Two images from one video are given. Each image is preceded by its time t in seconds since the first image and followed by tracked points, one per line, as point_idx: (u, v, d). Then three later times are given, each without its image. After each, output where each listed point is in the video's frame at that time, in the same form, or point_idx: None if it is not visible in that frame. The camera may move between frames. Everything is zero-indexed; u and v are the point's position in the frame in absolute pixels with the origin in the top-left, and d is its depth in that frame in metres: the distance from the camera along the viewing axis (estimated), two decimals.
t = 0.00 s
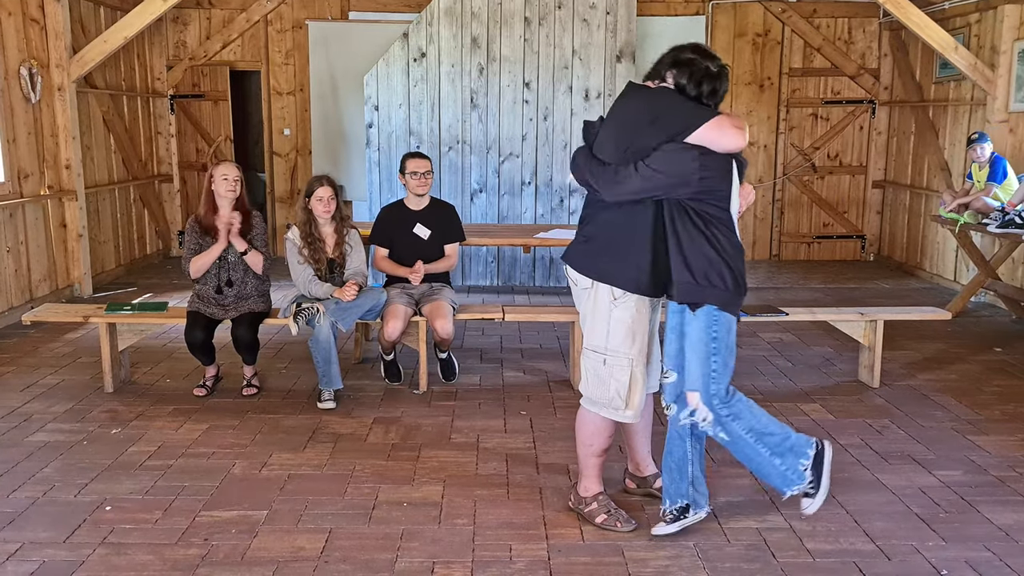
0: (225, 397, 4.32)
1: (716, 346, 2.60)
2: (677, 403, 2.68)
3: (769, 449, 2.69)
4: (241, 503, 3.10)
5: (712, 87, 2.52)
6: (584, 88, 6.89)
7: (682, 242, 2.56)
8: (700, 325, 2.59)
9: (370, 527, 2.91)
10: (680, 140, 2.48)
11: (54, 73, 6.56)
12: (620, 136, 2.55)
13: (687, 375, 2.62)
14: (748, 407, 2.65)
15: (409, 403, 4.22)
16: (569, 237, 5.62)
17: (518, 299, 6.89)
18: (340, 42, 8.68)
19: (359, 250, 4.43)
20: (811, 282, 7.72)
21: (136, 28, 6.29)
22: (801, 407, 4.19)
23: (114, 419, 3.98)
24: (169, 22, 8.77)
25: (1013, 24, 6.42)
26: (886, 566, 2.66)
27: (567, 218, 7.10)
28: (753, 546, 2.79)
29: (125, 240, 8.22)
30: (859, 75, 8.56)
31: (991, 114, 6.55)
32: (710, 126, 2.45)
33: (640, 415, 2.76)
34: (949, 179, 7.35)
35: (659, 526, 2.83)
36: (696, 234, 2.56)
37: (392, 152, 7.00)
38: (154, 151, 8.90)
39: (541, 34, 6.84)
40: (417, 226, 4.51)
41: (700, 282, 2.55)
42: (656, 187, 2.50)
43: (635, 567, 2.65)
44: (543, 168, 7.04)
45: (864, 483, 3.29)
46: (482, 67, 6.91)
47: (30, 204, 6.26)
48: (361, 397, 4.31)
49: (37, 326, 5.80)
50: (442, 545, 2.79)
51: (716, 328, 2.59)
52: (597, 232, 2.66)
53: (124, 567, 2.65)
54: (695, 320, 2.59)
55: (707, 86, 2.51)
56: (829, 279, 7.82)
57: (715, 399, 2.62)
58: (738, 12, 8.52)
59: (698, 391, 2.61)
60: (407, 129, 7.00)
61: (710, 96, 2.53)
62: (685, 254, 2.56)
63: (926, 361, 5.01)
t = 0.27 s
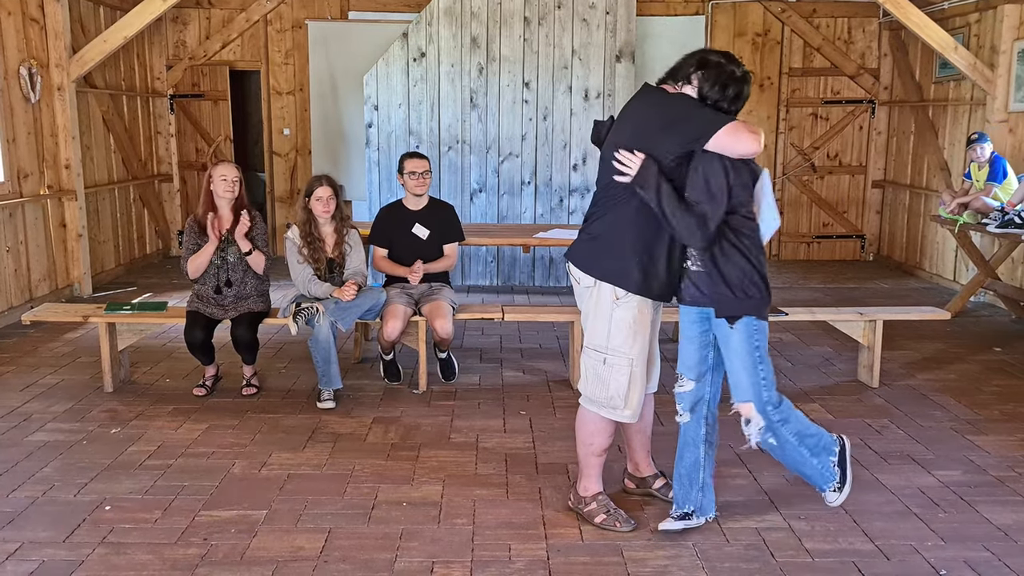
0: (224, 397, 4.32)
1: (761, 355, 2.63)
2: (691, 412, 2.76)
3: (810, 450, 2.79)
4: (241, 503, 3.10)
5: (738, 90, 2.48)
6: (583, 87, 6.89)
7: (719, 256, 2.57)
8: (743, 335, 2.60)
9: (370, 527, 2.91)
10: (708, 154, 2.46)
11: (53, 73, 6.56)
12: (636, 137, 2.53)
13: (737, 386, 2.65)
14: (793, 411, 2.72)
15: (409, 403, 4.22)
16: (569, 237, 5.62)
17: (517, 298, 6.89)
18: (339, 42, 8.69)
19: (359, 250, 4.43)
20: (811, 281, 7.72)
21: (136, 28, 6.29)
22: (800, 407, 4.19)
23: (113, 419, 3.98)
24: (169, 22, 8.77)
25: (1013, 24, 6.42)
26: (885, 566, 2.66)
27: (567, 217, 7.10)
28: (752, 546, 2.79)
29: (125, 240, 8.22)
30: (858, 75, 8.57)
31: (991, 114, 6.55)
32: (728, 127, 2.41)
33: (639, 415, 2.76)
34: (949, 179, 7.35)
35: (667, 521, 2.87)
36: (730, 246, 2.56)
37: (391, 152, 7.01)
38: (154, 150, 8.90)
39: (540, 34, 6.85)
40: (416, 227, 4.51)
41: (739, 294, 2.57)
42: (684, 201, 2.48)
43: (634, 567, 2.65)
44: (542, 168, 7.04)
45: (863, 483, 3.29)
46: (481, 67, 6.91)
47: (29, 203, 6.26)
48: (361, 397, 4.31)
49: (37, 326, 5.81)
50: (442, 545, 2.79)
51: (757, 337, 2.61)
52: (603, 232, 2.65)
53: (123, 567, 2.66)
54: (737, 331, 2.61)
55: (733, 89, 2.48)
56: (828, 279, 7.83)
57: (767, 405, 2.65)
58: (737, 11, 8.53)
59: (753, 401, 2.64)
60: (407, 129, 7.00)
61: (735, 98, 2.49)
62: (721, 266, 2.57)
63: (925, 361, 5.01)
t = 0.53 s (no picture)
0: (224, 396, 4.32)
1: (790, 358, 2.65)
2: (702, 413, 2.75)
3: (821, 463, 2.78)
4: (240, 503, 3.10)
5: (764, 82, 2.44)
6: (583, 86, 6.88)
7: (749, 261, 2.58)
8: (773, 339, 2.62)
9: (369, 526, 2.91)
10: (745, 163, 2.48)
11: (52, 72, 6.55)
12: (637, 137, 2.53)
13: (766, 389, 2.66)
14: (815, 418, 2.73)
15: (409, 402, 4.22)
16: (568, 236, 5.62)
17: (517, 298, 6.89)
18: (339, 42, 8.70)
19: (359, 249, 4.42)
20: (810, 280, 7.73)
21: (135, 26, 6.29)
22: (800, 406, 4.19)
23: (113, 419, 3.98)
24: (168, 21, 8.77)
25: (1012, 23, 6.42)
26: (884, 565, 2.66)
27: (566, 217, 7.10)
28: (752, 545, 2.79)
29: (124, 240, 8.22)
30: (858, 74, 8.57)
31: (991, 113, 6.55)
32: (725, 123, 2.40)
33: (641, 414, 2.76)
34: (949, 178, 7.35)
35: (669, 524, 2.85)
36: (759, 250, 2.58)
37: (391, 151, 7.00)
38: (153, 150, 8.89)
39: (540, 33, 6.85)
40: (416, 226, 4.50)
41: (767, 298, 2.58)
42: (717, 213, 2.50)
43: (633, 566, 2.65)
44: (542, 168, 7.03)
45: (863, 482, 3.29)
46: (480, 66, 6.91)
47: (28, 203, 6.26)
48: (360, 396, 4.31)
49: (36, 325, 5.81)
50: (441, 544, 2.79)
51: (786, 341, 2.64)
52: (605, 232, 2.66)
53: (122, 566, 2.66)
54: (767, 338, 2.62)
55: (760, 82, 2.43)
56: (828, 278, 7.83)
57: (795, 408, 2.67)
58: (736, 10, 8.53)
59: (782, 403, 2.66)
60: (407, 128, 7.00)
61: (763, 92, 2.45)
62: (750, 271, 2.58)
63: (925, 360, 5.01)
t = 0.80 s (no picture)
0: (225, 395, 4.32)
1: (818, 373, 2.55)
2: (722, 416, 2.70)
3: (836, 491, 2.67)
4: (240, 502, 3.10)
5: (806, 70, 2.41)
6: (583, 85, 6.88)
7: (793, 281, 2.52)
8: (801, 354, 2.55)
9: (369, 525, 2.91)
10: (806, 180, 2.41)
11: (53, 71, 6.54)
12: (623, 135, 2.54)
13: (788, 400, 2.60)
14: (841, 439, 2.62)
15: (409, 401, 4.22)
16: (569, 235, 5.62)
17: (517, 297, 6.90)
18: (339, 41, 8.69)
19: (360, 249, 4.42)
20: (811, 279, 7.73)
21: (136, 25, 6.29)
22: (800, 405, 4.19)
23: (113, 418, 3.98)
24: (169, 20, 8.76)
25: (1013, 22, 6.41)
26: (885, 564, 2.66)
27: (567, 216, 7.09)
28: (753, 544, 2.79)
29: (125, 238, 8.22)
30: (858, 73, 8.56)
31: (991, 112, 6.54)
32: (662, 178, 2.44)
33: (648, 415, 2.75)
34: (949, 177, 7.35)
35: (669, 530, 2.82)
36: (805, 271, 2.52)
37: (391, 150, 7.00)
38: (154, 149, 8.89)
39: (540, 32, 6.84)
40: (416, 225, 4.50)
41: (803, 317, 2.50)
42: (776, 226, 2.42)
43: (634, 565, 2.65)
44: (543, 166, 7.03)
45: (863, 481, 3.29)
46: (481, 65, 6.91)
47: (29, 202, 6.26)
48: (361, 396, 4.31)
49: (37, 324, 5.81)
50: (442, 543, 2.80)
51: (817, 356, 2.54)
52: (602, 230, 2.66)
53: (123, 565, 2.66)
54: (794, 352, 2.55)
55: (803, 74, 2.39)
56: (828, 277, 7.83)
57: (817, 424, 2.58)
58: (737, 9, 8.52)
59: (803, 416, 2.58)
60: (407, 127, 7.00)
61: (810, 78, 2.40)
62: (792, 289, 2.52)
63: (925, 359, 5.01)
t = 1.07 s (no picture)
0: (226, 394, 4.32)
1: (846, 374, 2.57)
2: (759, 409, 2.71)
3: (848, 492, 2.67)
4: (241, 501, 3.10)
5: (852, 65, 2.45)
6: (585, 85, 6.87)
7: (828, 280, 2.53)
8: (830, 355, 2.56)
9: (371, 525, 2.91)
10: (837, 173, 2.40)
11: (54, 70, 6.54)
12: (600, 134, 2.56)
13: (814, 398, 2.61)
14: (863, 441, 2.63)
15: (410, 401, 4.22)
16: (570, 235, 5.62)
17: (518, 296, 6.90)
18: (340, 40, 8.63)
19: (363, 249, 4.42)
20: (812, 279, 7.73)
21: (137, 25, 6.29)
22: (801, 405, 4.19)
23: (115, 416, 3.99)
24: (170, 20, 8.77)
25: (1015, 22, 6.40)
26: (886, 564, 2.66)
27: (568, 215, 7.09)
28: (754, 544, 2.79)
29: (126, 238, 8.23)
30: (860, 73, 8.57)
31: (993, 112, 6.53)
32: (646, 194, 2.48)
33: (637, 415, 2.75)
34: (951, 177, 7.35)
35: (705, 517, 2.90)
36: (841, 272, 2.52)
37: (393, 149, 7.01)
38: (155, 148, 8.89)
39: (542, 32, 6.83)
40: (418, 225, 4.50)
41: (833, 318, 2.52)
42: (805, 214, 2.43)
43: (635, 565, 2.65)
44: (544, 166, 7.04)
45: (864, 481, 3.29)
46: (482, 64, 6.91)
47: (31, 200, 6.27)
48: (362, 395, 4.31)
49: (39, 323, 5.82)
50: (443, 542, 2.80)
51: (846, 359, 2.56)
52: (586, 235, 2.69)
53: (124, 564, 2.66)
54: (823, 353, 2.57)
55: (847, 68, 2.43)
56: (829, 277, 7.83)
57: (840, 423, 2.60)
58: (738, 9, 8.52)
59: (827, 415, 2.60)
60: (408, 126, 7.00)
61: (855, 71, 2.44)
62: (826, 287, 2.53)
63: (927, 359, 5.01)
